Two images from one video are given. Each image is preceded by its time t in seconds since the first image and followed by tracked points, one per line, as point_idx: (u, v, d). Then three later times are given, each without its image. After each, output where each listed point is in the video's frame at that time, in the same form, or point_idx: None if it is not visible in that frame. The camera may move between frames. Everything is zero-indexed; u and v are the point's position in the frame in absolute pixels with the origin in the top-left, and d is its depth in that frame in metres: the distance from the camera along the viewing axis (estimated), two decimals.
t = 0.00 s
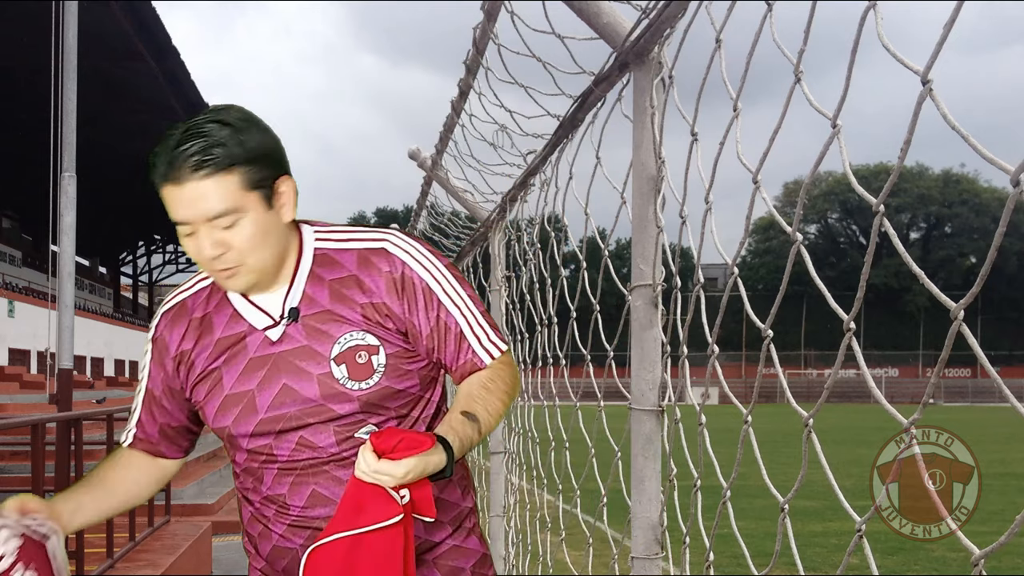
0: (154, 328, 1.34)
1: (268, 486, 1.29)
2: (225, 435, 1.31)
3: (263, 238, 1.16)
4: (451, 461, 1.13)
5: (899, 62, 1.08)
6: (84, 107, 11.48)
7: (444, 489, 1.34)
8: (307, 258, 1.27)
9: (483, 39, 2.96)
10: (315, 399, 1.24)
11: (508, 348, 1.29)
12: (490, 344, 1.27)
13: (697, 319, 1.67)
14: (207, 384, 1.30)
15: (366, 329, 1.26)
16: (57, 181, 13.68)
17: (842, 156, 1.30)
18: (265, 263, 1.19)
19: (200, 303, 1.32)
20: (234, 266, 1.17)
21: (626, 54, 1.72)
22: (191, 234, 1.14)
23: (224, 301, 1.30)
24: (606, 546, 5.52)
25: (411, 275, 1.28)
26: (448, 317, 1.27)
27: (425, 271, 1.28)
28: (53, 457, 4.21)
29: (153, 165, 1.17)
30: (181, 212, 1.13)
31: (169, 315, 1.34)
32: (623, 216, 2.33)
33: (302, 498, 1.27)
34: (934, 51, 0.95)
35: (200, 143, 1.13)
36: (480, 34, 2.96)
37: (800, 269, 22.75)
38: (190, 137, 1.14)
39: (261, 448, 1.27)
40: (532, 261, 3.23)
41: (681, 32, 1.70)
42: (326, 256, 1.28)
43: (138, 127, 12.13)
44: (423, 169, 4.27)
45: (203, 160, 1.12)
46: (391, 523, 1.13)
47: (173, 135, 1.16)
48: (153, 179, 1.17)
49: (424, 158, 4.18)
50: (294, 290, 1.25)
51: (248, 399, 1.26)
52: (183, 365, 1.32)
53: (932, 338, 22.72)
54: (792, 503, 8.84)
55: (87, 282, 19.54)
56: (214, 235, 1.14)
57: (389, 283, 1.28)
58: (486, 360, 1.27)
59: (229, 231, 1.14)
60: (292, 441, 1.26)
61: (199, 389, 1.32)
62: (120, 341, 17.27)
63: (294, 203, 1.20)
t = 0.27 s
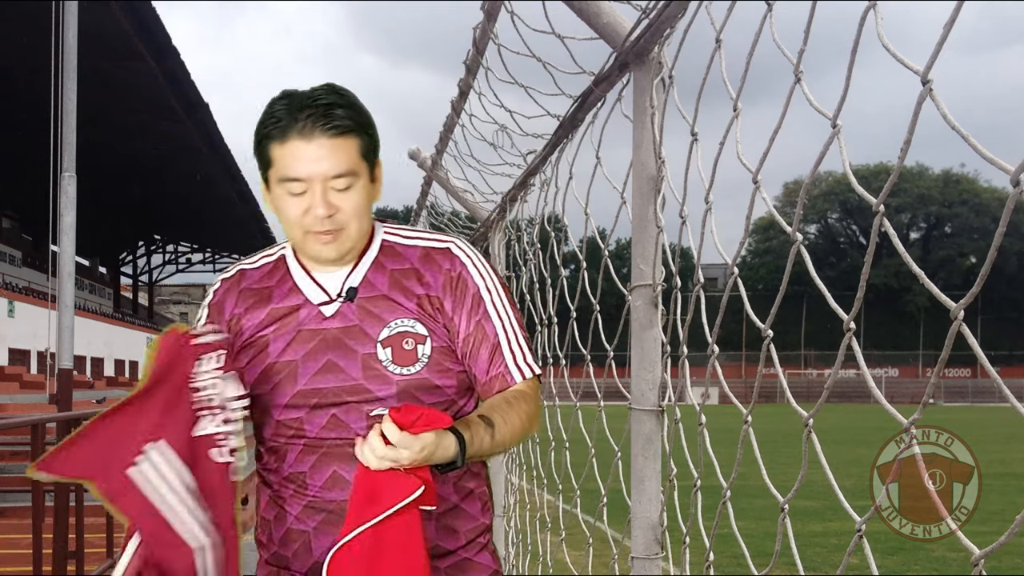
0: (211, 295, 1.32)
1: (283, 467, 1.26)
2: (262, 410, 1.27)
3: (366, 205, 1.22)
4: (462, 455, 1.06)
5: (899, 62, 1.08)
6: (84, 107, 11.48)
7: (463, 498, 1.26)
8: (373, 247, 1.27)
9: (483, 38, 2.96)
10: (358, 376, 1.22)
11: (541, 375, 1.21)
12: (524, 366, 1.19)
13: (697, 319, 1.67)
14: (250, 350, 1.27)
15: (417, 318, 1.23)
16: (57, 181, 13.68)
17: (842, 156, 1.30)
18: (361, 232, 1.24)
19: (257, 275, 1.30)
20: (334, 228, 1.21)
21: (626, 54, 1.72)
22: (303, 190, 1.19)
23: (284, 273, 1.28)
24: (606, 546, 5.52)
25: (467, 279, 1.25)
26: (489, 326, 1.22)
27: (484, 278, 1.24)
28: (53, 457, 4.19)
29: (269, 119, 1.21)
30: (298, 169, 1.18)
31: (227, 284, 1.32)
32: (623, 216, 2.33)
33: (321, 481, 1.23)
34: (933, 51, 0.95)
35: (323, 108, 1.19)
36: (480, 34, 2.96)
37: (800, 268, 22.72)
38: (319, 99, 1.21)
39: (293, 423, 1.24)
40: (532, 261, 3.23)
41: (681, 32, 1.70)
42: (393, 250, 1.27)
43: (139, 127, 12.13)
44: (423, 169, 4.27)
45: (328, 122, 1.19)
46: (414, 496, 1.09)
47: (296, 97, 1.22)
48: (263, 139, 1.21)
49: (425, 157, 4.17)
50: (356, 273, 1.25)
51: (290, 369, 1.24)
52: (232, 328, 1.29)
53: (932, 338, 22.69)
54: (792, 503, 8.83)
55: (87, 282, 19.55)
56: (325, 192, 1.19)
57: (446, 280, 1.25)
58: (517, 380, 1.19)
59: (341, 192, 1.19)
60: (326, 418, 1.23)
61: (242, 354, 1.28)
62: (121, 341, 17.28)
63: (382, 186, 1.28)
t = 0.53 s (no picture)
0: (255, 278, 1.22)
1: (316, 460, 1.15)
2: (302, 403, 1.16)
3: (416, 197, 1.19)
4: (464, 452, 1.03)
5: (898, 62, 1.09)
6: (84, 107, 11.48)
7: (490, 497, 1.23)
8: (417, 246, 1.23)
9: (483, 38, 2.97)
10: (399, 371, 1.13)
11: (556, 383, 1.20)
12: (537, 372, 1.18)
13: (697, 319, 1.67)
14: (291, 336, 1.18)
15: (458, 315, 1.19)
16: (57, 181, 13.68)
17: (842, 156, 1.30)
18: (409, 225, 1.20)
19: (307, 263, 1.23)
20: (383, 218, 1.18)
21: (626, 54, 1.72)
22: (358, 173, 1.15)
23: (332, 265, 1.20)
24: (606, 546, 5.53)
25: (502, 283, 1.23)
26: (510, 330, 1.19)
27: (515, 282, 1.23)
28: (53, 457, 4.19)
29: (329, 103, 1.18)
30: (354, 152, 1.15)
31: (274, 270, 1.23)
32: (623, 216, 2.34)
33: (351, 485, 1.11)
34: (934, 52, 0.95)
35: (385, 96, 1.17)
36: (480, 34, 2.96)
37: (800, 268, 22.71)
38: (378, 88, 1.18)
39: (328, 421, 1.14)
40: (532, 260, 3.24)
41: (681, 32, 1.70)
42: (437, 251, 1.23)
43: (139, 127, 12.13)
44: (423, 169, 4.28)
45: (387, 109, 1.16)
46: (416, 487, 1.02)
47: (356, 85, 1.19)
48: (321, 121, 1.18)
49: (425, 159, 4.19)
50: (402, 268, 1.20)
51: (331, 358, 1.14)
52: (277, 314, 1.20)
53: (931, 338, 22.69)
54: (792, 503, 8.84)
55: (87, 282, 19.55)
56: (379, 179, 1.15)
57: (483, 281, 1.23)
58: (528, 384, 1.17)
59: (395, 180, 1.16)
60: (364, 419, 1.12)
61: (286, 340, 1.18)
62: (121, 341, 17.28)
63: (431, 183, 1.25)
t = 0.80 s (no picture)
0: (277, 275, 1.21)
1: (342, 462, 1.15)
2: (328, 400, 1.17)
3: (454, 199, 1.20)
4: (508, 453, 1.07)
5: (898, 62, 1.09)
6: (84, 107, 11.48)
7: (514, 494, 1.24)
8: (444, 249, 1.23)
9: (483, 39, 2.97)
10: (428, 371, 1.14)
11: (581, 389, 1.23)
12: (563, 376, 1.21)
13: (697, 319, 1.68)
14: (315, 335, 1.17)
15: (488, 317, 1.20)
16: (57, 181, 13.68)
17: (842, 156, 1.30)
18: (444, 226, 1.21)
19: (332, 259, 1.22)
20: (420, 218, 1.18)
21: (626, 53, 1.73)
22: (402, 171, 1.15)
23: (356, 263, 1.21)
24: (606, 546, 5.52)
25: (529, 289, 1.25)
26: (537, 334, 1.22)
27: (542, 286, 1.25)
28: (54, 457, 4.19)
29: (373, 100, 1.18)
30: (400, 149, 1.15)
31: (297, 265, 1.22)
32: (623, 215, 2.34)
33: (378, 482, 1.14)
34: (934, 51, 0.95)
35: (429, 97, 1.17)
36: (480, 34, 2.97)
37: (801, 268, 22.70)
38: (420, 89, 1.18)
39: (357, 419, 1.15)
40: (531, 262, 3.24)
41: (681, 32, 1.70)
42: (464, 255, 1.24)
43: (139, 127, 12.13)
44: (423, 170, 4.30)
45: (433, 110, 1.17)
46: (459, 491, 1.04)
47: (397, 84, 1.19)
48: (364, 118, 1.17)
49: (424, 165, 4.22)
50: (429, 269, 1.21)
51: (359, 355, 1.15)
52: (300, 314, 1.20)
53: (932, 338, 22.69)
54: (792, 503, 8.83)
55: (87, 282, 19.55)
56: (421, 180, 1.16)
57: (511, 285, 1.24)
58: (554, 390, 1.21)
59: (437, 181, 1.17)
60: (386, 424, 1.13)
61: (306, 339, 1.18)
62: (121, 341, 17.28)
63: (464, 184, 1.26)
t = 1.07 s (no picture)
0: (293, 272, 1.17)
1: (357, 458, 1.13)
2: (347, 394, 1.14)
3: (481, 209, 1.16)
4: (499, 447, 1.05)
5: (898, 62, 1.09)
6: (84, 107, 11.48)
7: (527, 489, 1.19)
8: (466, 249, 1.20)
9: (483, 38, 2.97)
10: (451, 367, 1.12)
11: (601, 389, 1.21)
12: (586, 377, 1.19)
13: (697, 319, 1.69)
14: (333, 330, 1.14)
15: (510, 315, 1.17)
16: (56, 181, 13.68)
17: (842, 156, 1.30)
18: (467, 236, 1.17)
19: (351, 256, 1.19)
20: (446, 226, 1.14)
21: (626, 53, 1.73)
22: (431, 179, 1.12)
23: (376, 259, 1.18)
24: (605, 546, 5.53)
25: (553, 288, 1.22)
26: (562, 334, 1.19)
27: (565, 287, 1.21)
28: (54, 457, 4.19)
29: (406, 102, 1.14)
30: (431, 156, 1.12)
31: (315, 262, 1.19)
32: (623, 215, 2.34)
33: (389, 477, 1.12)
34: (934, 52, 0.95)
35: (464, 104, 1.14)
36: (480, 34, 2.97)
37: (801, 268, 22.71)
38: (459, 95, 1.14)
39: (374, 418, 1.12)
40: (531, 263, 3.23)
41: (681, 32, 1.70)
42: (485, 255, 1.21)
43: (139, 127, 12.12)
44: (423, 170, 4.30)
45: (468, 118, 1.13)
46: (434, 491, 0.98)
47: (433, 87, 1.15)
48: (397, 120, 1.14)
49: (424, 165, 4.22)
50: (451, 267, 1.18)
51: (380, 351, 1.12)
52: (318, 310, 1.16)
53: (932, 338, 22.71)
54: (792, 503, 8.84)
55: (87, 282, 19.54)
56: (449, 188, 1.13)
57: (535, 284, 1.21)
58: (577, 389, 1.18)
59: (465, 191, 1.13)
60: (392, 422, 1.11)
61: (321, 335, 1.15)
62: (121, 341, 17.28)
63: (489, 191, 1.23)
